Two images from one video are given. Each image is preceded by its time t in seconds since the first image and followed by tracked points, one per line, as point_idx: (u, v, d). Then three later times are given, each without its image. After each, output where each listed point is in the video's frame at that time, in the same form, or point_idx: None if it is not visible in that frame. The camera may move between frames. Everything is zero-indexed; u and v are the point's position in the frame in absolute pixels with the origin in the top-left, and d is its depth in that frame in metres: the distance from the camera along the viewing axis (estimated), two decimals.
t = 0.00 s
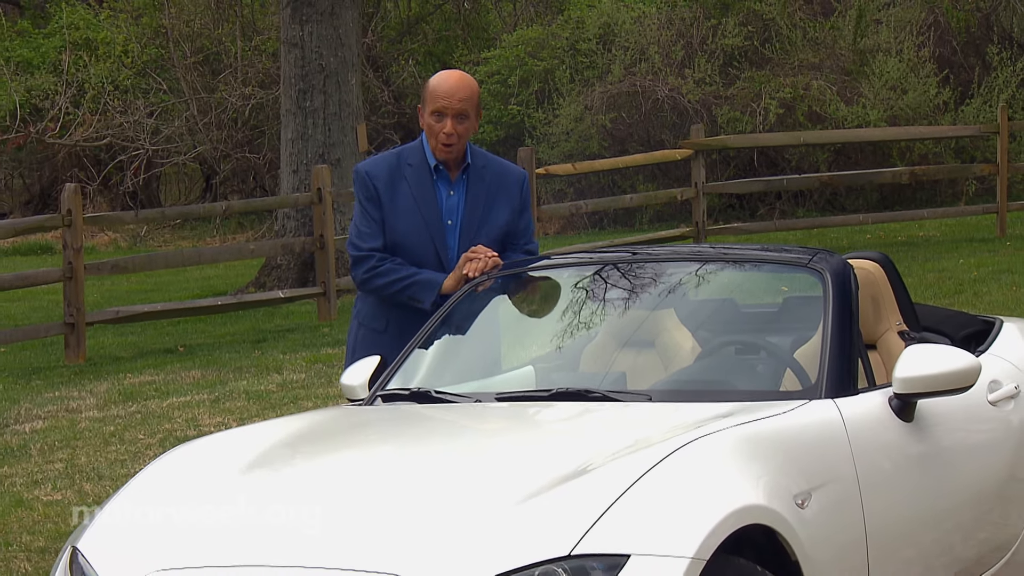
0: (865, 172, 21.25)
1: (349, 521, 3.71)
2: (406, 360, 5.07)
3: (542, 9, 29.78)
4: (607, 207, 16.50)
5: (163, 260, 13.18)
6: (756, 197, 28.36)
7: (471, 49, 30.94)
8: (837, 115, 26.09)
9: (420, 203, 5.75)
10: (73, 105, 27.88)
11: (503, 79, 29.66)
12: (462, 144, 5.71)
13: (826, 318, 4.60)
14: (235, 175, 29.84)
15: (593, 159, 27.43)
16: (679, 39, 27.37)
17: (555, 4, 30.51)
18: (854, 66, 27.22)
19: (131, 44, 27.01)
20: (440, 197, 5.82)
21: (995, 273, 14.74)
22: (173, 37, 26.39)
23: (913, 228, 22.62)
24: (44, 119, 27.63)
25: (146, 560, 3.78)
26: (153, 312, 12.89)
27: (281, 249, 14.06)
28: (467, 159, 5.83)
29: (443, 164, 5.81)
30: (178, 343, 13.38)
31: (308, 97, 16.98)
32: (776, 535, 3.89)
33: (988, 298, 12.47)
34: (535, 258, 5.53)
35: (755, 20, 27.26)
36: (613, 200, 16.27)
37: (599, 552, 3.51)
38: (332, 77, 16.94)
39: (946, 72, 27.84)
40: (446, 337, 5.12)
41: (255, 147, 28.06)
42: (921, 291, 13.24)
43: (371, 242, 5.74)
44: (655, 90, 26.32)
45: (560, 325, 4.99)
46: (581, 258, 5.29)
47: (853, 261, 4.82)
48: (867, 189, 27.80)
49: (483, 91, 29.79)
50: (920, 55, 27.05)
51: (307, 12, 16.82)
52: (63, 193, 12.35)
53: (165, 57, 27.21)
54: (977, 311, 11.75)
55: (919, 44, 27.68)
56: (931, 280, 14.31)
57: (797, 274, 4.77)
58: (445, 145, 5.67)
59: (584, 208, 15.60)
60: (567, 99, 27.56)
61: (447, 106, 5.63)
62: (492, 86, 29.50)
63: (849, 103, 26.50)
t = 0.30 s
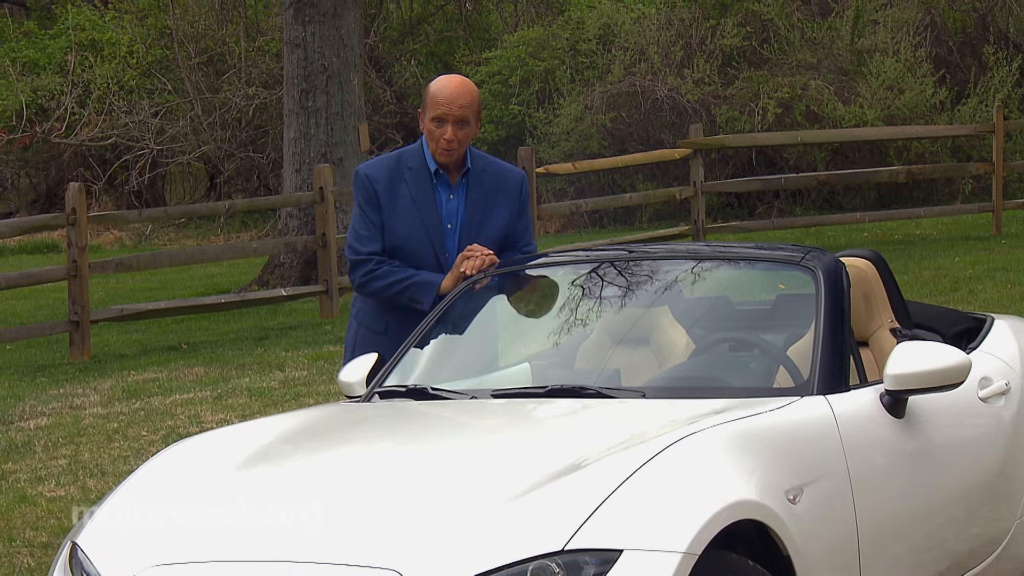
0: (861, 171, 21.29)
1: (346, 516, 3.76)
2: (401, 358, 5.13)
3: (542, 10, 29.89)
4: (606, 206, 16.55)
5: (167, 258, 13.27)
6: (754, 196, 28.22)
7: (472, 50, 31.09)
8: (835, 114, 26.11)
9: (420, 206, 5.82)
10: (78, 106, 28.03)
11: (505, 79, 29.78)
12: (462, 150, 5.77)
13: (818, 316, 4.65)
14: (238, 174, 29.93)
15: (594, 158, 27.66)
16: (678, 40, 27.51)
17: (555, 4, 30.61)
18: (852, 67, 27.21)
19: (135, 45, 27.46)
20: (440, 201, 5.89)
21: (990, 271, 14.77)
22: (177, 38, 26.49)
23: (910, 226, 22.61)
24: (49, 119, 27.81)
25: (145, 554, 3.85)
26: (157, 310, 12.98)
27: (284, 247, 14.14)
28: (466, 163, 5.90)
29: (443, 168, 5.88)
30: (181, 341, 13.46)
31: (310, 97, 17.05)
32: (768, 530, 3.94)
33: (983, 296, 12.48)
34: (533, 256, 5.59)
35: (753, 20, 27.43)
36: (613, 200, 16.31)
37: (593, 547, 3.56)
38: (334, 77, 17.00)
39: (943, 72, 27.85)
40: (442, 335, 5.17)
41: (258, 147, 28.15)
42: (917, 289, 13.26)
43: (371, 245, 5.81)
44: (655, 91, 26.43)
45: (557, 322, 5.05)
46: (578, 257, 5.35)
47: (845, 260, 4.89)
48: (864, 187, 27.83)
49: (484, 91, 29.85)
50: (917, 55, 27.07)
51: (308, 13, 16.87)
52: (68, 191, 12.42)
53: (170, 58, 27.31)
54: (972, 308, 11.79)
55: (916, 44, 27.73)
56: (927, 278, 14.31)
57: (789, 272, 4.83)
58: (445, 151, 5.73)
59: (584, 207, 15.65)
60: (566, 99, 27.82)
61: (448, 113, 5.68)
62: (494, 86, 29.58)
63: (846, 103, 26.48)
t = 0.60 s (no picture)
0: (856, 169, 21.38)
1: (335, 505, 3.86)
2: (399, 355, 5.20)
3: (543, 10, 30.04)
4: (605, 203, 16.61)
5: (170, 255, 13.34)
6: (752, 194, 28.55)
7: (473, 49, 31.37)
8: (832, 113, 26.19)
9: (415, 202, 5.88)
10: (84, 104, 28.18)
11: (506, 77, 29.97)
12: (455, 145, 5.85)
13: (810, 312, 4.71)
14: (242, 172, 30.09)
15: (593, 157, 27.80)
16: (677, 40, 27.75)
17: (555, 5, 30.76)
18: (850, 66, 27.24)
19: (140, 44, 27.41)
20: (435, 197, 5.95)
21: (985, 268, 14.83)
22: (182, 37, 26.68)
23: (905, 224, 22.66)
24: (54, 118, 28.00)
25: (145, 547, 3.91)
26: (160, 307, 13.05)
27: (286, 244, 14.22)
28: (460, 159, 5.97)
29: (437, 164, 5.95)
30: (184, 337, 13.54)
31: (312, 95, 17.12)
32: (760, 525, 4.00)
33: (978, 293, 12.52)
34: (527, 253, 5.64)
35: (751, 20, 27.62)
36: (612, 197, 16.37)
37: (587, 541, 3.62)
38: (336, 76, 17.06)
39: (940, 71, 27.95)
40: (439, 332, 5.24)
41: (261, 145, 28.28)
42: (912, 286, 13.31)
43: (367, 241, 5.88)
44: (654, 89, 26.54)
45: (553, 317, 5.11)
46: (573, 254, 5.40)
47: (837, 256, 4.94)
48: (861, 185, 27.90)
49: (485, 89, 30.00)
50: (914, 54, 27.15)
51: (310, 12, 16.91)
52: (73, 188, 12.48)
53: (174, 57, 27.42)
54: (965, 305, 11.85)
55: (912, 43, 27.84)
56: (922, 275, 14.35)
57: (781, 268, 4.89)
58: (438, 146, 5.81)
59: (584, 205, 15.71)
60: (568, 99, 28.08)
61: (441, 108, 5.77)
62: (494, 85, 29.77)
63: (844, 101, 26.52)
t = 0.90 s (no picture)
0: (849, 169, 21.46)
1: (335, 505, 3.89)
2: (395, 352, 5.25)
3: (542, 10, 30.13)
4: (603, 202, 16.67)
5: (172, 253, 13.42)
6: (749, 192, 28.63)
7: (472, 49, 31.56)
8: (829, 112, 26.20)
9: (406, 198, 5.92)
10: (87, 104, 28.30)
11: (505, 77, 30.03)
12: (444, 139, 5.91)
13: (802, 309, 4.76)
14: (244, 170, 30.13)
15: (591, 156, 27.81)
16: (674, 39, 27.82)
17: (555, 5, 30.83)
18: (845, 66, 27.28)
19: (143, 44, 27.46)
20: (425, 191, 5.99)
21: (979, 266, 14.87)
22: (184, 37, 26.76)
23: (900, 222, 22.64)
24: (57, 118, 28.15)
25: (141, 542, 3.97)
26: (162, 304, 13.12)
27: (287, 243, 14.29)
28: (449, 154, 6.02)
29: (428, 159, 5.99)
30: (186, 334, 13.61)
31: (314, 95, 17.19)
32: (749, 520, 4.05)
33: (972, 291, 12.57)
34: (520, 251, 5.70)
35: (749, 20, 27.68)
36: (610, 196, 16.42)
37: (578, 536, 3.67)
38: (337, 76, 17.13)
39: (934, 71, 28.04)
40: (435, 328, 5.31)
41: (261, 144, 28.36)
42: (906, 284, 13.35)
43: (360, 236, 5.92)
44: (652, 89, 26.58)
45: (549, 314, 5.15)
46: (568, 252, 5.46)
47: (828, 254, 4.98)
48: (857, 184, 27.93)
49: (485, 89, 30.05)
50: (910, 54, 27.21)
51: (312, 13, 16.97)
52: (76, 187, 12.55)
53: (177, 57, 27.47)
54: (959, 303, 11.89)
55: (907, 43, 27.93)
56: (917, 273, 14.38)
57: (774, 267, 4.94)
58: (427, 141, 5.87)
59: (582, 203, 15.76)
60: (567, 97, 28.07)
61: (431, 102, 5.84)
62: (494, 85, 29.80)
63: (840, 101, 26.62)
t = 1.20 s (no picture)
0: (846, 168, 21.48)
1: (332, 503, 3.93)
2: (390, 348, 5.32)
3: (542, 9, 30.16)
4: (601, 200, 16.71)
5: (175, 251, 13.49)
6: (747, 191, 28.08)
7: (473, 49, 31.66)
8: (826, 112, 26.36)
9: (396, 190, 6.00)
10: (92, 104, 28.42)
11: (505, 77, 30.07)
12: (433, 132, 5.98)
13: (793, 306, 4.81)
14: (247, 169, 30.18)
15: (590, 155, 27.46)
16: (673, 39, 27.78)
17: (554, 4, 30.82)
18: (842, 66, 27.60)
19: (148, 44, 27.62)
20: (414, 184, 6.06)
21: (973, 264, 14.91)
22: (188, 37, 26.76)
23: (897, 220, 22.59)
24: (62, 117, 28.32)
25: (137, 537, 4.04)
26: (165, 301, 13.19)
27: (288, 241, 14.35)
28: (438, 149, 6.09)
29: (417, 153, 6.06)
30: (188, 332, 13.67)
31: (315, 94, 17.25)
32: (741, 515, 4.10)
33: (966, 288, 12.61)
34: (512, 249, 5.76)
35: (745, 20, 27.79)
36: (608, 195, 16.46)
37: (571, 531, 3.73)
38: (338, 75, 17.19)
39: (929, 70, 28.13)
40: (431, 324, 5.36)
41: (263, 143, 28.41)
42: (901, 282, 13.39)
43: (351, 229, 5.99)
44: (650, 88, 26.42)
45: (544, 310, 5.21)
46: (562, 249, 5.52)
47: (819, 253, 5.03)
48: (854, 182, 27.92)
49: (485, 89, 30.16)
50: (907, 54, 27.27)
51: (313, 13, 17.05)
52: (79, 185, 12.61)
53: (181, 56, 27.54)
54: (953, 300, 11.92)
55: (902, 45, 28.20)
56: (912, 271, 14.41)
57: (764, 264, 4.99)
58: (417, 133, 5.94)
59: (581, 201, 15.81)
60: (566, 97, 27.91)
61: (420, 95, 5.91)
62: (494, 84, 29.94)
63: (837, 100, 26.85)
